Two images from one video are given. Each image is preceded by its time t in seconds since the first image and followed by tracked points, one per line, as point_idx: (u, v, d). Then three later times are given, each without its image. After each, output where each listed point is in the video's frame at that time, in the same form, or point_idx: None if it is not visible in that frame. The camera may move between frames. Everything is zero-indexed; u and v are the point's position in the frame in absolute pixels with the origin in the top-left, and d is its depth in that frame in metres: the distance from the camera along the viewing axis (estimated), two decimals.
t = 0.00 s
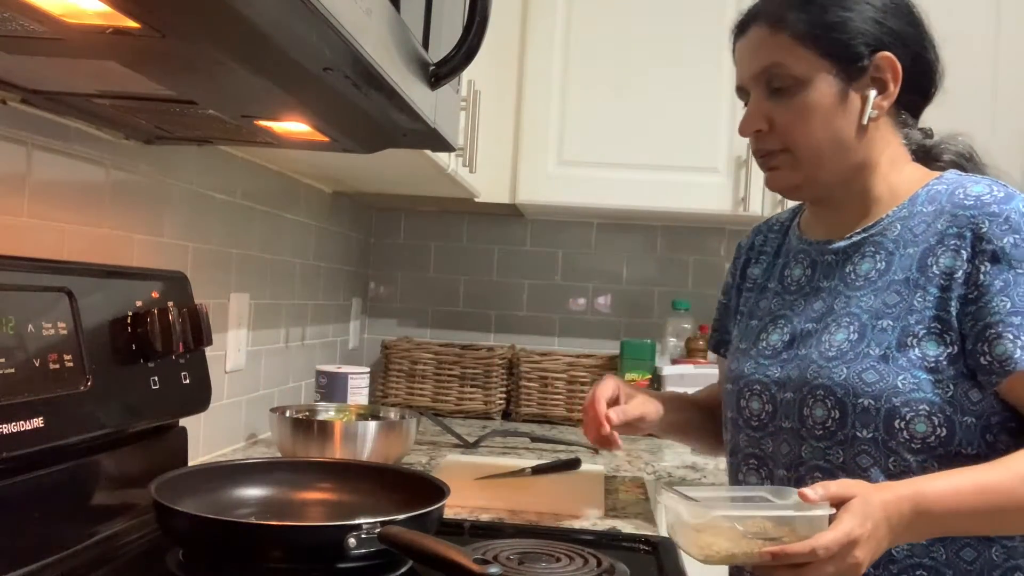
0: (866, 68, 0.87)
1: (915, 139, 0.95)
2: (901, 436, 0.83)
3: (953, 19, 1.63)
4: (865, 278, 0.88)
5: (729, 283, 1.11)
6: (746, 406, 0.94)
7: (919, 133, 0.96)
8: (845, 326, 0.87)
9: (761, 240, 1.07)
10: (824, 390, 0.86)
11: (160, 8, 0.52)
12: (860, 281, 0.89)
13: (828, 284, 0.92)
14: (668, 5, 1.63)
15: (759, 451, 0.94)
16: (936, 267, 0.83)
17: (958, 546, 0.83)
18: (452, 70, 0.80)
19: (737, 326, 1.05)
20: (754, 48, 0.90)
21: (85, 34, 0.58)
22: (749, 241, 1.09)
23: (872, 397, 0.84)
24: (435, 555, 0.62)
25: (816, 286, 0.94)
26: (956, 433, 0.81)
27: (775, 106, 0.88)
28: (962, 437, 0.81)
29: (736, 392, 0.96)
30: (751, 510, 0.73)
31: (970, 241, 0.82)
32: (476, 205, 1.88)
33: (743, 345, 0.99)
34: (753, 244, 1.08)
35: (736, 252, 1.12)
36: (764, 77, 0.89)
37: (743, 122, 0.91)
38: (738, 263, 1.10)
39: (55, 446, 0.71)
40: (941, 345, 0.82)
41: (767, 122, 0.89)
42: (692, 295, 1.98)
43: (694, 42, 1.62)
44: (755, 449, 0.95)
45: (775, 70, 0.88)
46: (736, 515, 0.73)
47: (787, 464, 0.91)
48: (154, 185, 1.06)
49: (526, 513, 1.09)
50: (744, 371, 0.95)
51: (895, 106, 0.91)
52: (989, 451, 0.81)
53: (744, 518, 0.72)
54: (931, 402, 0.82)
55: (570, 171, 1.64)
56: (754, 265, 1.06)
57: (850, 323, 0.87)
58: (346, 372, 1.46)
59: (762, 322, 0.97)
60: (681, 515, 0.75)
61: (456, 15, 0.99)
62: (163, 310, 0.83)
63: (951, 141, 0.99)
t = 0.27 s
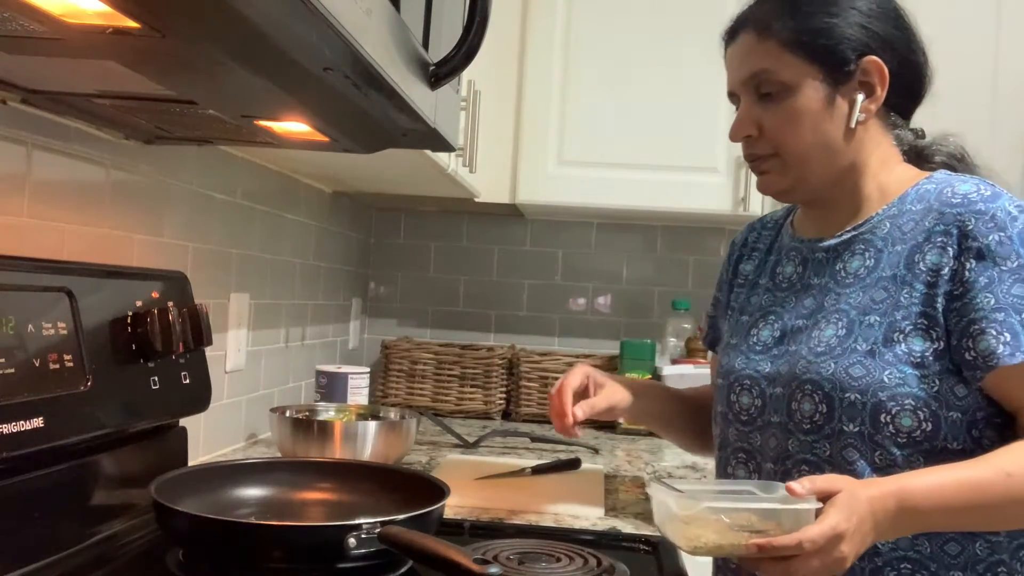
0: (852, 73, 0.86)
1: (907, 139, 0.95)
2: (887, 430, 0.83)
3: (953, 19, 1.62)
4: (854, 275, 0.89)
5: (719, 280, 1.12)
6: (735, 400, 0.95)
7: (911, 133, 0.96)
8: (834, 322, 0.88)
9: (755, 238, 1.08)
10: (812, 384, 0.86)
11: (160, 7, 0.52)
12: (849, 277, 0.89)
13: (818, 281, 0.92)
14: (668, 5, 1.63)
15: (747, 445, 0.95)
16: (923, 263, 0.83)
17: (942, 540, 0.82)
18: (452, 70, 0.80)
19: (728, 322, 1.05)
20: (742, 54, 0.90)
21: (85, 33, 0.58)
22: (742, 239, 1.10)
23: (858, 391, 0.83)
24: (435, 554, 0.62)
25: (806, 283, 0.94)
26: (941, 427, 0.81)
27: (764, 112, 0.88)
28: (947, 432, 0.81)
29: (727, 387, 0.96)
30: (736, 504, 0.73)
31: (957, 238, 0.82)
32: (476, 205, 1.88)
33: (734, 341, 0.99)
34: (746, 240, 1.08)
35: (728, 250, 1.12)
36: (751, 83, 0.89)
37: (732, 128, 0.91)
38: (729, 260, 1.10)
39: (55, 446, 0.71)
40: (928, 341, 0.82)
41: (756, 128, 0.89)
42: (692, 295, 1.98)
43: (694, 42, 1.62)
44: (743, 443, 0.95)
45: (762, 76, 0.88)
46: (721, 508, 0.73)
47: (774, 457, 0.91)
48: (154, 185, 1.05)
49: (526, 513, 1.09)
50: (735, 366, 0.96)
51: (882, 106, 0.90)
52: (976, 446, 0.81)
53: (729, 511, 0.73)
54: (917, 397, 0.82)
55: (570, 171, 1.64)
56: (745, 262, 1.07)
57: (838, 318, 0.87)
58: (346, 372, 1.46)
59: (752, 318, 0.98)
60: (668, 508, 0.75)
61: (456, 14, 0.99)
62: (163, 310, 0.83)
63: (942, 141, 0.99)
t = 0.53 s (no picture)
0: (849, 75, 0.86)
1: (905, 140, 0.95)
2: (869, 426, 0.83)
3: (953, 19, 1.62)
4: (845, 273, 0.89)
5: (726, 277, 1.12)
6: (728, 394, 0.96)
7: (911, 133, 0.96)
8: (823, 319, 0.88)
9: (758, 235, 1.08)
10: (799, 379, 0.87)
11: (160, 7, 0.52)
12: (840, 275, 0.89)
13: (812, 279, 0.93)
14: (667, 5, 1.63)
15: (738, 438, 0.96)
16: (910, 262, 0.83)
17: (924, 536, 0.82)
18: (452, 70, 0.80)
19: (729, 318, 1.06)
20: (740, 58, 0.91)
21: (85, 33, 0.58)
22: (747, 236, 1.10)
23: (842, 387, 0.84)
24: (435, 554, 0.62)
25: (801, 281, 0.94)
26: (924, 425, 0.81)
27: (762, 114, 0.89)
28: (930, 431, 0.81)
29: (722, 381, 0.97)
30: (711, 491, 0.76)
31: (944, 238, 0.81)
32: (476, 205, 1.88)
33: (731, 337, 1.00)
34: (750, 238, 1.09)
35: (734, 247, 1.12)
36: (750, 85, 0.90)
37: (731, 130, 0.92)
38: (735, 257, 1.10)
39: (55, 446, 0.71)
40: (912, 339, 0.82)
41: (754, 130, 0.90)
42: (692, 295, 1.98)
43: (694, 42, 1.62)
44: (736, 436, 0.96)
45: (759, 79, 0.89)
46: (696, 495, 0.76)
47: (762, 451, 0.92)
48: (154, 185, 1.06)
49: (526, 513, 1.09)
50: (730, 361, 0.96)
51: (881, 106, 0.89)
52: (960, 445, 0.81)
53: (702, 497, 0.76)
54: (900, 394, 0.81)
55: (570, 172, 1.64)
56: (748, 259, 1.07)
57: (827, 315, 0.88)
58: (346, 372, 1.46)
59: (749, 315, 0.98)
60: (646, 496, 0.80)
61: (456, 14, 0.99)
62: (163, 310, 0.83)
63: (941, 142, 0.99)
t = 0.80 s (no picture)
0: (848, 79, 0.86)
1: (910, 141, 0.94)
2: (869, 426, 0.83)
3: (953, 20, 1.62)
4: (848, 274, 0.89)
5: (734, 279, 1.12)
6: (732, 394, 0.96)
7: (916, 133, 0.95)
8: (825, 319, 0.88)
9: (766, 237, 1.08)
10: (800, 379, 0.87)
11: (160, 7, 0.52)
12: (843, 276, 0.89)
13: (816, 280, 0.92)
14: (667, 6, 1.63)
15: (741, 437, 0.96)
16: (911, 263, 0.83)
17: (922, 536, 0.82)
18: (452, 69, 0.80)
19: (735, 320, 1.06)
20: (740, 63, 0.91)
21: (85, 33, 0.58)
22: (755, 238, 1.10)
23: (843, 387, 0.84)
24: (435, 554, 0.62)
25: (805, 282, 0.94)
26: (924, 425, 0.81)
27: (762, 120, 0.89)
28: (930, 431, 0.81)
29: (727, 381, 0.98)
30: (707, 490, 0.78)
31: (946, 240, 0.81)
32: (476, 205, 1.88)
33: (737, 338, 1.00)
34: (757, 240, 1.09)
35: (742, 249, 1.12)
36: (750, 91, 0.90)
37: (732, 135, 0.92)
38: (743, 259, 1.10)
39: (55, 446, 0.71)
40: (913, 340, 0.82)
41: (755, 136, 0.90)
42: (692, 295, 1.98)
43: (694, 43, 1.63)
44: (739, 436, 0.96)
45: (758, 84, 0.89)
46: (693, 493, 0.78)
47: (763, 450, 0.92)
48: (154, 185, 1.06)
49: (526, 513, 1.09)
50: (735, 361, 0.96)
51: (882, 107, 0.89)
52: (960, 446, 0.81)
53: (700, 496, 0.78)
54: (900, 394, 0.81)
55: (570, 172, 1.64)
56: (756, 261, 1.07)
57: (830, 316, 0.88)
58: (346, 372, 1.46)
59: (755, 316, 0.98)
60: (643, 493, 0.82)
61: (456, 15, 0.99)
62: (162, 310, 0.83)
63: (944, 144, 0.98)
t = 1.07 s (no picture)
0: (853, 85, 0.86)
1: (920, 146, 0.94)
2: (873, 428, 0.83)
3: (953, 20, 1.62)
4: (855, 277, 0.89)
5: (745, 282, 1.12)
6: (740, 395, 0.96)
7: (926, 138, 0.95)
8: (832, 322, 0.88)
9: (777, 241, 1.07)
10: (806, 381, 0.87)
11: (160, 7, 0.52)
12: (851, 279, 0.89)
13: (824, 283, 0.92)
14: (668, 6, 1.63)
15: (748, 438, 0.96)
16: (917, 267, 0.83)
17: (924, 539, 0.82)
18: (452, 69, 0.80)
19: (745, 323, 1.06)
20: (747, 70, 0.92)
21: (85, 33, 0.58)
22: (767, 241, 1.09)
23: (847, 389, 0.84)
24: (435, 555, 0.62)
25: (814, 285, 0.94)
26: (928, 429, 0.81)
27: (769, 128, 0.90)
28: (934, 434, 0.81)
29: (735, 383, 0.98)
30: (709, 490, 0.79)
31: (953, 245, 0.81)
32: (476, 205, 1.88)
33: (746, 340, 1.00)
34: (769, 244, 1.08)
35: (755, 253, 1.12)
36: (757, 98, 0.91)
37: (741, 142, 0.93)
38: (754, 262, 1.10)
39: (55, 446, 0.71)
40: (918, 344, 0.82)
41: (762, 143, 0.91)
42: (692, 295, 1.98)
43: (694, 43, 1.63)
44: (745, 437, 0.96)
45: (765, 92, 0.90)
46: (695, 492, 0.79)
47: (769, 451, 0.92)
48: (154, 185, 1.06)
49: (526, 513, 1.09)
50: (743, 363, 0.96)
51: (888, 113, 0.90)
52: (964, 449, 0.81)
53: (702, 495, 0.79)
54: (904, 397, 0.81)
55: (570, 172, 1.64)
56: (767, 264, 1.07)
57: (836, 319, 0.88)
58: (346, 372, 1.46)
59: (764, 319, 0.98)
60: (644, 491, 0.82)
61: (456, 15, 0.99)
62: (163, 310, 0.83)
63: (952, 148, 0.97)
